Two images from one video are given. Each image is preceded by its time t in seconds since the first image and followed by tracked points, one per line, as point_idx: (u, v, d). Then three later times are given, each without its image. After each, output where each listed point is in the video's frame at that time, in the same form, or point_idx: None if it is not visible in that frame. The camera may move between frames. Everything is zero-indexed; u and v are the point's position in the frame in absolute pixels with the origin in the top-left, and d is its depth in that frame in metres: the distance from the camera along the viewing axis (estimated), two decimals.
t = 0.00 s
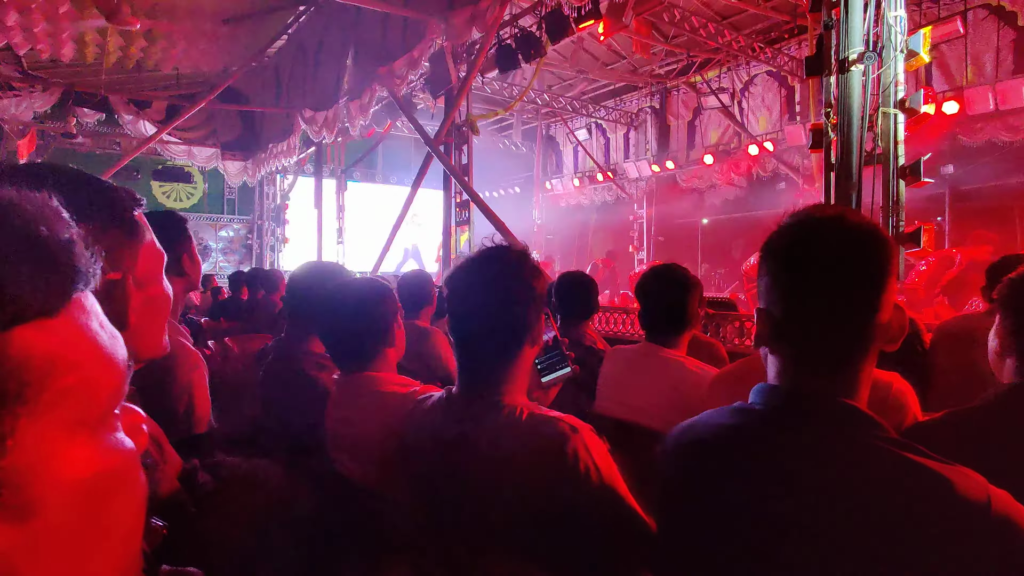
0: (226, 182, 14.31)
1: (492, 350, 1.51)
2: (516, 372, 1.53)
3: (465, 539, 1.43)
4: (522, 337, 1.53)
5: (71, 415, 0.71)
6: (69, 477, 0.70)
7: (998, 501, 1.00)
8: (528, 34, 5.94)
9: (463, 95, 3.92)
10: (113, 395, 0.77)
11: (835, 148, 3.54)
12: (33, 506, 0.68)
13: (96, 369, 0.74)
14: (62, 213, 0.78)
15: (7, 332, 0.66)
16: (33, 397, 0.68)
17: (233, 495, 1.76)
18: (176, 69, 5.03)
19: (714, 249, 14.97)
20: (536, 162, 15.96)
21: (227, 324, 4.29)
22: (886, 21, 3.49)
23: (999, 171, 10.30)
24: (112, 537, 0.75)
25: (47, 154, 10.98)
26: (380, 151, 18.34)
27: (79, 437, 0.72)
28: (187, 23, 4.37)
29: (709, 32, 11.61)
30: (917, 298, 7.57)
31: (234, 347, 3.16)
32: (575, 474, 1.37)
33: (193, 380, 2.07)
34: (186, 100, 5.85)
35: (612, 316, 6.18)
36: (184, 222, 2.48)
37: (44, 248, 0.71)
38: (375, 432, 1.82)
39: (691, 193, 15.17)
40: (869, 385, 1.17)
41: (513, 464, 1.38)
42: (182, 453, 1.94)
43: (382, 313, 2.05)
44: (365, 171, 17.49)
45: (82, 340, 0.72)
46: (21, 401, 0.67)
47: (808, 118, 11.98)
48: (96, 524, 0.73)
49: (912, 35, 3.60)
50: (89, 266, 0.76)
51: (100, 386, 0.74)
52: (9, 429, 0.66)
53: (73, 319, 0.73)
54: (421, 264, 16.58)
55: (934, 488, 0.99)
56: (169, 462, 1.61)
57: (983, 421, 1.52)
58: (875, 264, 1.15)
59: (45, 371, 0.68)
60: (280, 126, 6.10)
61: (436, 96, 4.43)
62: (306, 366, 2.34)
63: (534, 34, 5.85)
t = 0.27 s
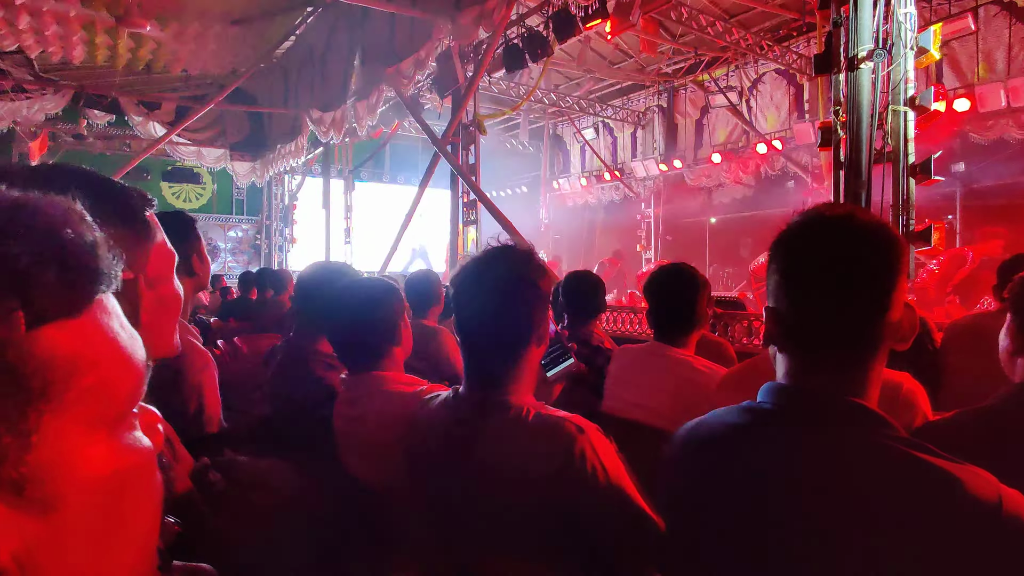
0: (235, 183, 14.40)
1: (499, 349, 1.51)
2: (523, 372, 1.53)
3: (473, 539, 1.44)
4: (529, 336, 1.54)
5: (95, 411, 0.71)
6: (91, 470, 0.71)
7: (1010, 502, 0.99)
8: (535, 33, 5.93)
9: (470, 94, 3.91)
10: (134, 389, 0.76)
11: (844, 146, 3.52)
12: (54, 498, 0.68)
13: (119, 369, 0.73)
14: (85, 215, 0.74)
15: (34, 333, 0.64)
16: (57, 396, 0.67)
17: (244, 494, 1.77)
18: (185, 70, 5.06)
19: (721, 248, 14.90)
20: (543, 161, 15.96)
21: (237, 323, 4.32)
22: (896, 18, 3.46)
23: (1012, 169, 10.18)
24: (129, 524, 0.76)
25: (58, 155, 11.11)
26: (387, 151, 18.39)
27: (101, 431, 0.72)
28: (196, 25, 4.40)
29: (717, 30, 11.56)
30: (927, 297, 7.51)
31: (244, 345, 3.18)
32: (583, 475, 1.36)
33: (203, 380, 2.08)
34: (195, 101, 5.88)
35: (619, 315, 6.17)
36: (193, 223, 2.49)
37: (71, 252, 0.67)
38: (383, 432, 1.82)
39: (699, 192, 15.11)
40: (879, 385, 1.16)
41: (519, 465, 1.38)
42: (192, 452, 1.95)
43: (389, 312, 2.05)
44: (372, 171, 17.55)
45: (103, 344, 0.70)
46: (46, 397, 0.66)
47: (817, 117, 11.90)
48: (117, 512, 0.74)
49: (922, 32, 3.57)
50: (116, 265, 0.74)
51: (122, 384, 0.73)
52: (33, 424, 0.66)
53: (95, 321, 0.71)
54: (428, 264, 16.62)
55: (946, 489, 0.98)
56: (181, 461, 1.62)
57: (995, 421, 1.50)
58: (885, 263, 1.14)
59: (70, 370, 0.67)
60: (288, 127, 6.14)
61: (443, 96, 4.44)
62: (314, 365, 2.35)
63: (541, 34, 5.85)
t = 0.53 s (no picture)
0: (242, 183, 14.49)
1: (504, 348, 1.51)
2: (529, 370, 1.53)
3: (480, 536, 1.43)
4: (534, 335, 1.54)
5: (106, 409, 0.77)
6: (103, 465, 0.77)
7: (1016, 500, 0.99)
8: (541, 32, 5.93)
9: (476, 93, 3.91)
10: (141, 391, 0.84)
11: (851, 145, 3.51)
12: (73, 493, 0.73)
13: (127, 365, 0.80)
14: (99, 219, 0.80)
15: (57, 332, 0.70)
16: (77, 394, 0.73)
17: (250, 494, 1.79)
18: (193, 70, 5.10)
19: (729, 247, 14.86)
20: (550, 161, 15.97)
21: (244, 323, 4.34)
22: (904, 15, 3.44)
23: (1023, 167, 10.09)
24: (135, 528, 0.82)
25: (68, 156, 11.20)
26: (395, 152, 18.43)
27: (112, 429, 0.79)
28: (204, 27, 4.43)
29: (724, 29, 11.54)
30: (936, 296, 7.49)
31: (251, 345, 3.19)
32: (589, 474, 1.36)
33: (211, 378, 2.10)
34: (203, 102, 5.90)
35: (626, 314, 6.18)
36: (200, 222, 2.50)
37: (95, 256, 0.73)
38: (390, 431, 1.83)
39: (707, 191, 15.07)
40: (886, 384, 1.16)
41: (526, 463, 1.38)
42: (200, 450, 1.97)
43: (395, 311, 2.06)
44: (379, 171, 17.60)
45: (119, 339, 0.79)
46: (67, 395, 0.72)
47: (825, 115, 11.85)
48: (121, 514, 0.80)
49: (931, 29, 3.55)
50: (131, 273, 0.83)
51: (130, 385, 0.81)
52: (55, 422, 0.71)
53: (110, 320, 0.79)
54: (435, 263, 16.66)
55: (951, 489, 0.98)
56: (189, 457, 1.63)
57: (1002, 418, 1.49)
58: (894, 262, 1.14)
59: (90, 366, 0.74)
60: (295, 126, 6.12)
61: (449, 96, 4.43)
62: (322, 364, 2.36)
63: (547, 34, 5.84)
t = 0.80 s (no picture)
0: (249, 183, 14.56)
1: (511, 347, 1.51)
2: (535, 369, 1.53)
3: (487, 536, 1.43)
4: (541, 334, 1.54)
5: (118, 404, 0.66)
6: (117, 461, 0.67)
7: None
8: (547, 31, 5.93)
9: (482, 93, 3.89)
10: (158, 380, 0.72)
11: (860, 144, 3.49)
12: (83, 488, 0.64)
13: (142, 367, 0.69)
14: (108, 214, 0.72)
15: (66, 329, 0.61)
16: (90, 391, 0.63)
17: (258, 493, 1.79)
18: (201, 71, 5.12)
19: (735, 247, 14.81)
20: (556, 160, 15.97)
21: (251, 322, 4.34)
22: (913, 13, 3.42)
23: None
24: (152, 521, 0.72)
25: (76, 157, 11.25)
26: (401, 152, 18.47)
27: (127, 424, 0.68)
28: (212, 27, 4.45)
29: (731, 27, 11.51)
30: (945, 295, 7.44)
31: (258, 344, 3.18)
32: (596, 474, 1.36)
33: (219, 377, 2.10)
34: (211, 101, 5.89)
35: (631, 313, 6.17)
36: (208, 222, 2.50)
37: (103, 255, 0.64)
38: (396, 429, 1.83)
39: (713, 190, 15.02)
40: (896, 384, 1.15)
41: (535, 462, 1.38)
42: (209, 449, 1.97)
43: (402, 310, 2.06)
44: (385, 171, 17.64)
45: (128, 343, 0.66)
46: (73, 390, 0.62)
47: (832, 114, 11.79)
48: (137, 512, 0.70)
49: (939, 27, 3.54)
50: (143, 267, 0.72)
51: (146, 380, 0.69)
52: (62, 418, 0.62)
53: (121, 321, 0.67)
54: (441, 262, 16.68)
55: (962, 489, 0.98)
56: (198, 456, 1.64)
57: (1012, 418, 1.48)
58: (905, 261, 1.13)
59: (98, 364, 0.63)
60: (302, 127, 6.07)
61: (455, 96, 4.44)
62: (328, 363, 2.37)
63: (554, 32, 5.83)
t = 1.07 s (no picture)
0: (256, 183, 14.61)
1: (515, 347, 1.52)
2: (540, 370, 1.54)
3: (492, 535, 1.44)
4: (546, 334, 1.54)
5: (126, 402, 0.70)
6: (120, 459, 0.70)
7: None
8: (552, 30, 5.92)
9: (487, 93, 3.87)
10: (163, 383, 0.76)
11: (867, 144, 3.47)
12: (93, 484, 0.66)
13: (149, 361, 0.73)
14: (116, 214, 0.73)
15: (76, 326, 0.64)
16: (97, 389, 0.66)
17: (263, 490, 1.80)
18: (207, 71, 5.15)
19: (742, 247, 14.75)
20: (561, 160, 15.96)
21: (258, 322, 4.36)
22: (920, 13, 3.40)
23: None
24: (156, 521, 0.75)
25: (85, 157, 11.38)
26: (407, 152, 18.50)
27: (134, 421, 0.72)
28: (218, 28, 4.47)
29: (737, 27, 11.46)
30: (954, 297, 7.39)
31: (264, 344, 3.20)
32: (600, 475, 1.36)
33: (225, 376, 2.12)
34: (217, 102, 5.85)
35: (637, 314, 6.15)
36: (215, 221, 2.52)
37: (116, 254, 0.67)
38: (401, 428, 1.84)
39: (719, 190, 14.97)
40: (903, 385, 1.15)
41: (537, 463, 1.38)
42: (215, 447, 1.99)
43: (407, 310, 2.07)
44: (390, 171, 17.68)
45: (136, 337, 0.70)
46: (86, 390, 0.65)
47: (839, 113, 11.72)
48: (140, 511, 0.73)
49: (948, 27, 3.52)
50: (150, 270, 0.75)
51: (152, 379, 0.73)
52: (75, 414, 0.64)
53: (130, 317, 0.71)
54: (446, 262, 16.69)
55: (965, 490, 0.97)
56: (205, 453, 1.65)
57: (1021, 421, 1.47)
58: (910, 262, 1.12)
59: (108, 362, 0.67)
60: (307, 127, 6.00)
61: (460, 96, 4.43)
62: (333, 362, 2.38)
63: (559, 33, 5.81)
